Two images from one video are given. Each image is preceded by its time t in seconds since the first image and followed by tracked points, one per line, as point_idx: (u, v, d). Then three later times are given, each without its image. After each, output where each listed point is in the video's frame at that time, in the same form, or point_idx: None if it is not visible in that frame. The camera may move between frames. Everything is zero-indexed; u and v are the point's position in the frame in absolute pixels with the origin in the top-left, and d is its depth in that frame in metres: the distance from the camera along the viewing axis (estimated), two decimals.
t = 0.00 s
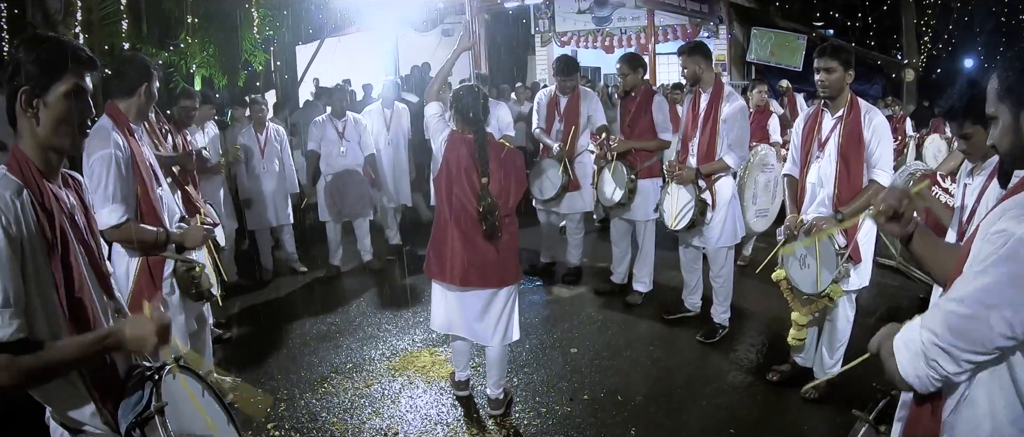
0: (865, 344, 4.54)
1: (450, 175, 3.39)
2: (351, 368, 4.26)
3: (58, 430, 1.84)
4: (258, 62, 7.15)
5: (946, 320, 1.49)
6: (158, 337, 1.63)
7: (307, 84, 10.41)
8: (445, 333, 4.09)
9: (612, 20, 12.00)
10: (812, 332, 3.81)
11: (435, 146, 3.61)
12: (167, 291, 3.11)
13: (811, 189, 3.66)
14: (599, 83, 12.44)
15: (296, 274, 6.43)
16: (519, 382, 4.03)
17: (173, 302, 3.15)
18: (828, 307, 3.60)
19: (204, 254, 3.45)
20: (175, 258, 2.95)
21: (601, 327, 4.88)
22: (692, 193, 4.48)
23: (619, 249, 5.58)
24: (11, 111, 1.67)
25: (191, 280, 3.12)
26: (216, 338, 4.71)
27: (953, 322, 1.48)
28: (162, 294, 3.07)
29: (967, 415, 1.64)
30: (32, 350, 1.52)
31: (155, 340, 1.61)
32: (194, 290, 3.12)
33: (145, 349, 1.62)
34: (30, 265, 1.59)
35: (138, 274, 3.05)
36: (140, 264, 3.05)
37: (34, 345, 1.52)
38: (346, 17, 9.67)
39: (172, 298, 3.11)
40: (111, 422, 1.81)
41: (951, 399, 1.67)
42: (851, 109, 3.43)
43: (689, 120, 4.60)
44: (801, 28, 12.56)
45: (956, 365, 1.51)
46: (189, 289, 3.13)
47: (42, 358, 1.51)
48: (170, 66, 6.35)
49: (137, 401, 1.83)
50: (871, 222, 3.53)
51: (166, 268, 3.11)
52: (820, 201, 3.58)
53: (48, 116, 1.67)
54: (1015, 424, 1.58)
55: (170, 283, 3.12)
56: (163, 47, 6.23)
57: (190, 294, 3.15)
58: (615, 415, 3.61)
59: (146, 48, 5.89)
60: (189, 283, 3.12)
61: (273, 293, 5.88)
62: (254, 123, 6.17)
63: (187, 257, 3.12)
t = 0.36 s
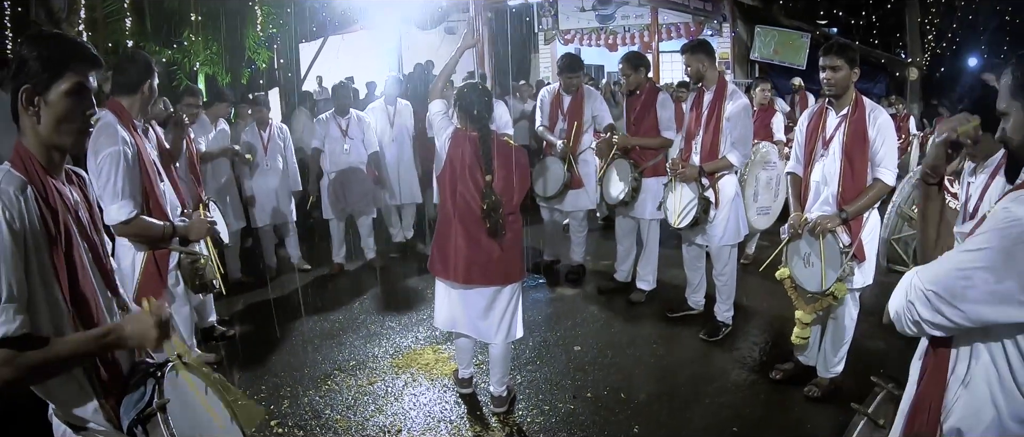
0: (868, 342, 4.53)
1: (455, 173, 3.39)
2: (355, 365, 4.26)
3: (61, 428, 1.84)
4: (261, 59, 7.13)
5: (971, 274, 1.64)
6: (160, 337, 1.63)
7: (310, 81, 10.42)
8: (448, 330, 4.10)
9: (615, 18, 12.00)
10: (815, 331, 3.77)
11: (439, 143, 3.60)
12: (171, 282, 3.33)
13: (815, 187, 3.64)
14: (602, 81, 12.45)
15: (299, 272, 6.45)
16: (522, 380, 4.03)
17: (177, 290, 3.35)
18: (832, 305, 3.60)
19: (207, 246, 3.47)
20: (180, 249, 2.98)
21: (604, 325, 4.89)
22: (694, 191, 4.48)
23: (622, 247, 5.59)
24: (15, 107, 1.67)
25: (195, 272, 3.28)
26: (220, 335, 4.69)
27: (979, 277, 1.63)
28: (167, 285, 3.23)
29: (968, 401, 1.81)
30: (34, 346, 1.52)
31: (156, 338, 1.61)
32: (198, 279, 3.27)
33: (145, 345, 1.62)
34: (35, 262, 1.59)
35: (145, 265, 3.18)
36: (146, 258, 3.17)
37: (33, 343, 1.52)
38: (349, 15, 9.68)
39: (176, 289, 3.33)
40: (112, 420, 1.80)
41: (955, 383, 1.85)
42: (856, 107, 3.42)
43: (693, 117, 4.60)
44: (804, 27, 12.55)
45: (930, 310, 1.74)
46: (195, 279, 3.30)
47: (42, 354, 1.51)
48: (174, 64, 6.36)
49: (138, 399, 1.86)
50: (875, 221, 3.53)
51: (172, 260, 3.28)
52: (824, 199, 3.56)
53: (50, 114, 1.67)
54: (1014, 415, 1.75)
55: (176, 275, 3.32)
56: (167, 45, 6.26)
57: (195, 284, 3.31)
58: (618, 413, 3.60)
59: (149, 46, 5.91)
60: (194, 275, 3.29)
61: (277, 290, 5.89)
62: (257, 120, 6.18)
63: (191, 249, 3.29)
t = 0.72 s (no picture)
0: (872, 341, 4.53)
1: (460, 172, 3.39)
2: (358, 363, 4.27)
3: (66, 427, 1.78)
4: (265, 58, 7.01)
5: (984, 301, 1.65)
6: (168, 331, 1.61)
7: (314, 79, 10.44)
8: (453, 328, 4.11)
9: (619, 16, 12.02)
10: (819, 330, 3.77)
11: (443, 141, 3.60)
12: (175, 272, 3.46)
13: (819, 186, 3.64)
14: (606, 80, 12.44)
15: (303, 270, 6.46)
16: (526, 378, 4.04)
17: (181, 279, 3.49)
18: (836, 304, 3.59)
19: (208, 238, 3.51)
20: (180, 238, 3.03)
21: (608, 323, 4.89)
22: (699, 189, 4.47)
23: (626, 245, 5.59)
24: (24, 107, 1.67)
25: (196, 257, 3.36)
26: (224, 333, 4.69)
27: (992, 305, 1.64)
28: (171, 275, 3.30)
29: (967, 406, 1.80)
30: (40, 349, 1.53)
31: (163, 337, 1.59)
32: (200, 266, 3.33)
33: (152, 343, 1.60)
34: (39, 263, 1.60)
35: (148, 257, 3.24)
36: (149, 249, 3.24)
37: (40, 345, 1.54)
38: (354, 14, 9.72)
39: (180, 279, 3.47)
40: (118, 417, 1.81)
41: (954, 389, 1.84)
42: (861, 106, 3.42)
43: (696, 115, 4.56)
44: (809, 25, 12.53)
45: (942, 334, 1.71)
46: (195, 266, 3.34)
47: (46, 355, 1.51)
48: (178, 62, 6.38)
49: (145, 396, 1.90)
50: (878, 220, 3.53)
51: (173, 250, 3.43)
52: (829, 197, 3.57)
53: (59, 112, 1.67)
54: (1012, 422, 1.74)
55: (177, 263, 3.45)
56: (170, 43, 6.28)
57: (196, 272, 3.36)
58: (622, 411, 3.61)
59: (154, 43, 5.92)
60: (194, 261, 3.35)
61: (280, 288, 5.90)
62: (261, 118, 6.19)
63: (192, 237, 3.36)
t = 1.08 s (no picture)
0: (876, 340, 4.52)
1: (461, 170, 3.40)
2: (361, 362, 4.28)
3: (71, 424, 1.83)
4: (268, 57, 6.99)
5: (991, 306, 1.64)
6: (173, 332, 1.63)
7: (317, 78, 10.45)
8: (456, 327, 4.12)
9: (621, 15, 11.95)
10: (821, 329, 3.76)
11: (445, 140, 3.59)
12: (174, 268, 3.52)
13: (822, 184, 3.64)
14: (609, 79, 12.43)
15: (305, 268, 6.47)
16: (528, 376, 4.04)
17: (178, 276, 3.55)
18: (839, 303, 3.59)
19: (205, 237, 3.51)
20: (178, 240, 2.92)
21: (610, 322, 4.89)
22: (702, 188, 4.46)
23: (629, 244, 5.59)
24: (28, 105, 1.68)
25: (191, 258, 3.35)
26: (226, 332, 4.69)
27: (1000, 310, 1.63)
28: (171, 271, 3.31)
29: (971, 408, 1.78)
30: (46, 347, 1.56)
31: (170, 335, 1.62)
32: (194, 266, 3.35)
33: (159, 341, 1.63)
34: (45, 262, 1.60)
35: (147, 254, 3.25)
36: (148, 246, 3.25)
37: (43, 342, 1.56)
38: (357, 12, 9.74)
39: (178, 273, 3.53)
40: (124, 415, 1.81)
41: (958, 390, 1.82)
42: (864, 105, 3.41)
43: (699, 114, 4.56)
44: (812, 24, 12.51)
45: (946, 335, 1.70)
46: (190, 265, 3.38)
47: (50, 354, 1.53)
48: (181, 61, 6.40)
49: (150, 394, 1.86)
50: (882, 218, 3.51)
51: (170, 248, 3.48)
52: (831, 196, 3.56)
53: (61, 111, 1.68)
54: (1016, 424, 1.73)
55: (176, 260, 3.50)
56: (173, 43, 6.29)
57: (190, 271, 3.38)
58: (625, 410, 3.61)
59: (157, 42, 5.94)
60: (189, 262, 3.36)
61: (283, 287, 5.91)
62: (264, 117, 6.20)
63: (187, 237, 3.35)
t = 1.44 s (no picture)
0: (879, 340, 4.51)
1: (462, 169, 3.40)
2: (363, 361, 4.28)
3: (76, 422, 1.84)
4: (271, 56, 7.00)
5: (998, 308, 1.64)
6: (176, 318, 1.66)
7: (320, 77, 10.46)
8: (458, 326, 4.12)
9: (624, 14, 12.03)
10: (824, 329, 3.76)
11: (447, 139, 3.58)
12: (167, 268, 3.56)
13: (824, 183, 3.63)
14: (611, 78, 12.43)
15: (307, 267, 6.48)
16: (530, 375, 4.04)
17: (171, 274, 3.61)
18: (841, 302, 3.58)
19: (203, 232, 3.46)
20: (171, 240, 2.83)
21: (613, 321, 4.89)
22: (704, 187, 4.45)
23: (631, 243, 5.59)
24: (31, 104, 1.68)
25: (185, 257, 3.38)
26: (229, 330, 4.71)
27: (1005, 312, 1.64)
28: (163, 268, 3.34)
29: (979, 412, 1.81)
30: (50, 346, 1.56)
31: (170, 329, 1.65)
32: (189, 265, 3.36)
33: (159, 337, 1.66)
34: (49, 260, 1.61)
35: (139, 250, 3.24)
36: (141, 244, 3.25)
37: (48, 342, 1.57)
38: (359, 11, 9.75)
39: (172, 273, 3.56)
40: (128, 413, 1.83)
41: (965, 394, 1.84)
42: (866, 104, 3.40)
43: (701, 114, 4.58)
44: (814, 23, 12.50)
45: (952, 338, 1.70)
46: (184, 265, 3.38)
47: (54, 354, 1.55)
48: (183, 61, 6.42)
49: (155, 392, 1.87)
50: (884, 217, 3.50)
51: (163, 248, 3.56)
52: (834, 195, 3.55)
53: (67, 108, 1.68)
54: None
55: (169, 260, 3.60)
56: (176, 42, 6.33)
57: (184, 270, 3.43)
58: (627, 409, 3.61)
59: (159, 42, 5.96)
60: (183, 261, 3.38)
61: (285, 285, 5.92)
62: (267, 116, 6.20)
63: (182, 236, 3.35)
